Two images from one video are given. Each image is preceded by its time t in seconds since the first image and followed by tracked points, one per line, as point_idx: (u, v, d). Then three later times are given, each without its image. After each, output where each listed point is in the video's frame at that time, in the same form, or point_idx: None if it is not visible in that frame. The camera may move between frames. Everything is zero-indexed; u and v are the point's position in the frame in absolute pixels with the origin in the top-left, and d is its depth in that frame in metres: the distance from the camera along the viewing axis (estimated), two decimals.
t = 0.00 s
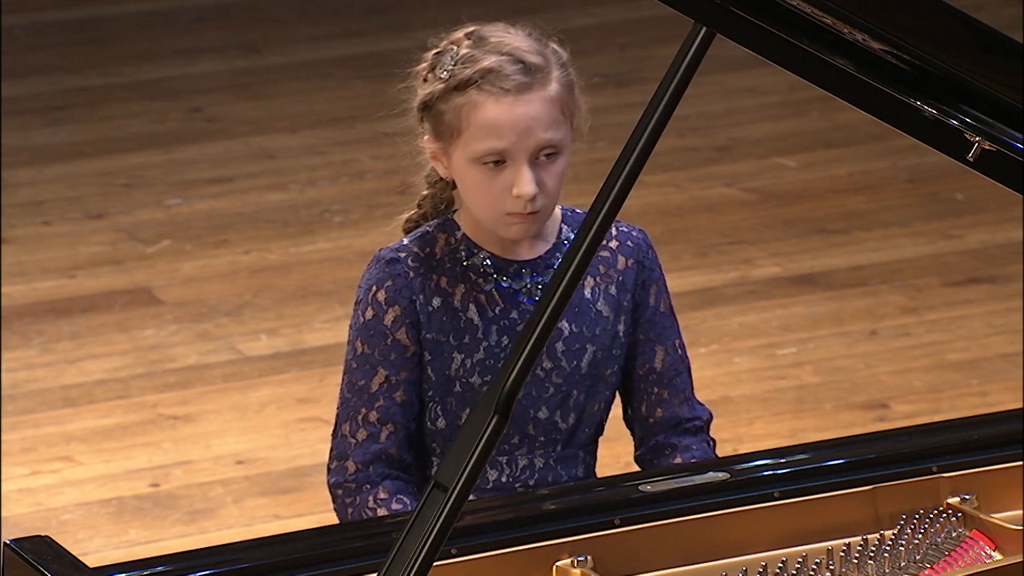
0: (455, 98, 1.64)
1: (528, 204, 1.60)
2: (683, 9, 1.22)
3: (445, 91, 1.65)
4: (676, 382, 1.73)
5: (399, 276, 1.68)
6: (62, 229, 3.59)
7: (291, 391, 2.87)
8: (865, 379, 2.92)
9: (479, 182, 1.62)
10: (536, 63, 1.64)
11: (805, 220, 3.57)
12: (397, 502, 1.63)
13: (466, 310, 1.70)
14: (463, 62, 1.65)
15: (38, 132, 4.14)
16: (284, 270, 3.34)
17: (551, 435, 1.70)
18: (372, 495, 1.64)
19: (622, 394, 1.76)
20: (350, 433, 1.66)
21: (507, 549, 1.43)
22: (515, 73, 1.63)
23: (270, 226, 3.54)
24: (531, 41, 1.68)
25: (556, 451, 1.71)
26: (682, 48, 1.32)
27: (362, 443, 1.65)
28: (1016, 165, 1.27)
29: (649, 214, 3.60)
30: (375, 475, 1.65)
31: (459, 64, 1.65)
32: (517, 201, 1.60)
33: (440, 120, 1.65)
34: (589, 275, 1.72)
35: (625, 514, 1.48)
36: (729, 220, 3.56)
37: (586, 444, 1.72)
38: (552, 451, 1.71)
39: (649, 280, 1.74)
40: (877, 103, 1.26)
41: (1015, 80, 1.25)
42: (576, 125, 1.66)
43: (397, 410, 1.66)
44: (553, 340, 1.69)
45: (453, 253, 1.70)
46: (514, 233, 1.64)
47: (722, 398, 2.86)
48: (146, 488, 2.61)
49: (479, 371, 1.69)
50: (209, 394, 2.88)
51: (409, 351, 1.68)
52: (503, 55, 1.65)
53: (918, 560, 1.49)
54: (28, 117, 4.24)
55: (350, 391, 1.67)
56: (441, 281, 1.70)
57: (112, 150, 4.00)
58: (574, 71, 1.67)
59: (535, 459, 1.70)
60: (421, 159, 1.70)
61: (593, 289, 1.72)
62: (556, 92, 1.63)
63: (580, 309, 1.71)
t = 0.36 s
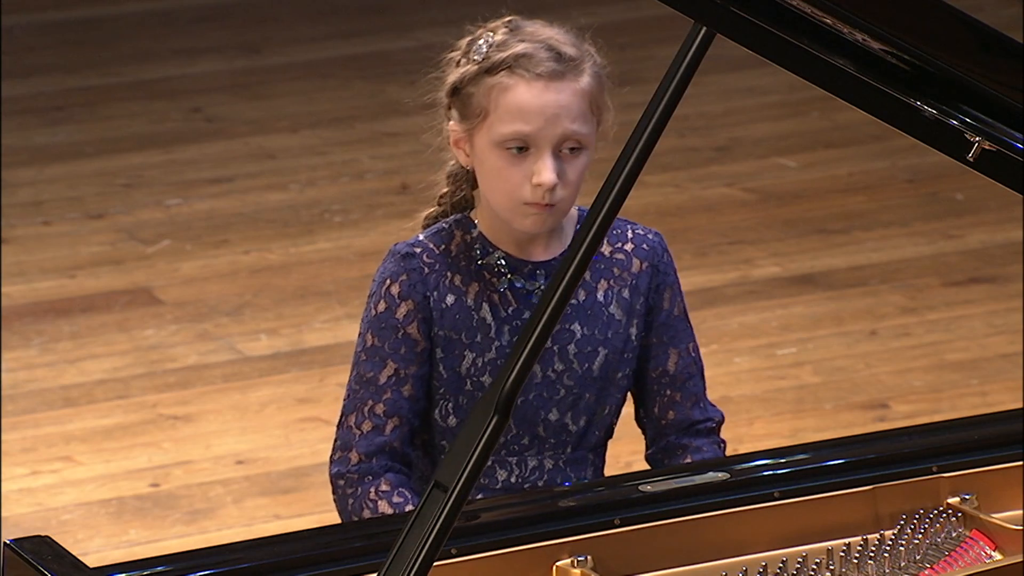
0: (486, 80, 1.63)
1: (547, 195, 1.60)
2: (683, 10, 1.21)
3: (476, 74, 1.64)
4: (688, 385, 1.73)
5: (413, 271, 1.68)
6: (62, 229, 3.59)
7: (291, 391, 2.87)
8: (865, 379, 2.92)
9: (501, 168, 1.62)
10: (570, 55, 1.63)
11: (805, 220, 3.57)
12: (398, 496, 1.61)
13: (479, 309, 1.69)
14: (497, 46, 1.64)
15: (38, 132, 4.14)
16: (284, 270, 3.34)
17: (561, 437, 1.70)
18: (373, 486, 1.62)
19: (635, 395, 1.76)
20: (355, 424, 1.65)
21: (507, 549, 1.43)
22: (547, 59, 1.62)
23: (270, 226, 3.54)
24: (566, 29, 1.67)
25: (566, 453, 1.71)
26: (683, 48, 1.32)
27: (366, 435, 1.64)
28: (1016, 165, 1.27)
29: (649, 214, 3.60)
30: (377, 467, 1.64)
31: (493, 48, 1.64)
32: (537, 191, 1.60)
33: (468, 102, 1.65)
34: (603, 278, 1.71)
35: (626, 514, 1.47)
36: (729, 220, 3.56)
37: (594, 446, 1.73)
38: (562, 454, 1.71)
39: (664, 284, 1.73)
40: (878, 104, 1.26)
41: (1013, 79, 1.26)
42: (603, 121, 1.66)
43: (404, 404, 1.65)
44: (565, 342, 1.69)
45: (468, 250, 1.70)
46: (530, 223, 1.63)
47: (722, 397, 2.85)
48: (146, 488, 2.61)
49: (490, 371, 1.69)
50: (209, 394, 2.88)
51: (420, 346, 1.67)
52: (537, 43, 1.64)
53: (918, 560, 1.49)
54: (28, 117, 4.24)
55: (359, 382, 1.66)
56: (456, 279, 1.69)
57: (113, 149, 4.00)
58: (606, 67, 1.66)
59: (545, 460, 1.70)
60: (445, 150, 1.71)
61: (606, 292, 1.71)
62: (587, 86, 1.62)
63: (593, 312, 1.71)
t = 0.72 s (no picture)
0: (506, 69, 1.63)
1: (563, 183, 1.58)
2: (684, 10, 1.21)
3: (496, 64, 1.65)
4: (700, 380, 1.73)
5: (426, 265, 1.67)
6: (62, 229, 3.59)
7: (291, 391, 2.88)
8: (865, 379, 2.92)
9: (518, 156, 1.60)
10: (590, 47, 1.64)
11: (804, 220, 3.57)
12: (409, 490, 1.61)
13: (492, 304, 1.69)
14: (518, 38, 1.65)
15: (39, 132, 4.14)
16: (284, 270, 3.34)
17: (571, 434, 1.70)
18: (383, 481, 1.62)
19: (647, 391, 1.76)
20: (367, 418, 1.64)
21: (507, 549, 1.43)
22: (569, 49, 1.63)
23: (270, 226, 3.54)
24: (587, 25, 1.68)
25: (576, 448, 1.71)
26: (682, 48, 1.32)
27: (378, 429, 1.64)
28: (1016, 165, 1.27)
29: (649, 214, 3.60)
30: (389, 461, 1.63)
31: (514, 40, 1.65)
32: (553, 179, 1.58)
33: (488, 92, 1.65)
34: (613, 275, 1.71)
35: (625, 513, 1.47)
36: (729, 220, 3.56)
37: (605, 442, 1.73)
38: (572, 450, 1.71)
39: (674, 278, 1.73)
40: (877, 104, 1.26)
41: (1014, 79, 1.26)
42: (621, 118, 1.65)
43: (416, 398, 1.65)
44: (576, 339, 1.69)
45: (482, 245, 1.69)
46: (544, 217, 1.61)
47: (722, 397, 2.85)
48: (146, 488, 2.61)
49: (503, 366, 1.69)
50: (209, 394, 2.88)
51: (432, 340, 1.67)
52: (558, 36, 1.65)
53: (918, 560, 1.49)
54: (28, 117, 4.24)
55: (371, 376, 1.65)
56: (468, 274, 1.68)
57: (113, 149, 4.00)
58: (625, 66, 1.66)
59: (555, 456, 1.70)
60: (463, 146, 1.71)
61: (616, 288, 1.71)
62: (607, 78, 1.62)
63: (603, 308, 1.71)
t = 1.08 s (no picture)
0: (523, 66, 1.63)
1: (578, 181, 1.58)
2: (682, 10, 1.21)
3: (512, 61, 1.64)
4: (705, 381, 1.72)
5: (437, 266, 1.67)
6: (62, 229, 3.59)
7: (292, 391, 2.88)
8: (865, 379, 2.92)
9: (533, 154, 1.61)
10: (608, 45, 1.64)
11: (804, 220, 3.57)
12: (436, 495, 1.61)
13: (502, 303, 1.68)
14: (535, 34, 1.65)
15: (39, 132, 4.14)
16: (284, 270, 3.34)
17: (580, 432, 1.70)
18: (410, 488, 1.61)
19: (651, 391, 1.76)
20: (389, 426, 1.64)
21: (506, 549, 1.43)
22: (586, 48, 1.63)
23: (270, 226, 3.54)
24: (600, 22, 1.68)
25: (585, 447, 1.71)
26: (682, 48, 1.32)
27: (400, 435, 1.63)
28: (1016, 164, 1.26)
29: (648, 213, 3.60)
30: (414, 468, 1.62)
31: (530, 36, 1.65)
32: (569, 176, 1.59)
33: (503, 88, 1.65)
34: (621, 273, 1.71)
35: (625, 514, 1.47)
36: (729, 220, 3.56)
37: (613, 441, 1.72)
38: (581, 448, 1.71)
39: (682, 276, 1.73)
40: (877, 102, 1.26)
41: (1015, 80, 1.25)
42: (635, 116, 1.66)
43: (435, 401, 1.64)
44: (585, 338, 1.69)
45: (491, 245, 1.69)
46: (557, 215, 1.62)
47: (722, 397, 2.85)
48: (146, 488, 2.61)
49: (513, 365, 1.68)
50: (209, 394, 2.88)
51: (446, 342, 1.66)
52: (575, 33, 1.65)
53: (918, 560, 1.49)
54: (28, 117, 4.24)
55: (389, 383, 1.65)
56: (478, 274, 1.68)
57: (113, 149, 4.00)
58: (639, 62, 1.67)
59: (563, 455, 1.70)
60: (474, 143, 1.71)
61: (625, 287, 1.71)
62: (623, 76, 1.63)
63: (612, 307, 1.71)
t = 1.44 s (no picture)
0: (546, 80, 1.63)
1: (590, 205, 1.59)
2: (681, 10, 1.21)
3: (536, 73, 1.64)
4: (712, 380, 1.71)
5: (444, 262, 1.68)
6: (62, 229, 3.59)
7: (291, 391, 2.88)
8: (865, 379, 2.92)
9: (548, 171, 1.61)
10: (633, 68, 1.62)
11: (804, 220, 3.57)
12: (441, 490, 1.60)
13: (511, 298, 1.69)
14: (561, 49, 1.64)
15: (38, 131, 4.14)
16: (284, 270, 3.34)
17: (590, 428, 1.70)
18: (415, 483, 1.61)
19: (661, 390, 1.75)
20: (395, 420, 1.64)
21: (507, 549, 1.43)
22: (611, 70, 1.61)
23: (271, 225, 3.54)
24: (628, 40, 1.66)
25: (595, 443, 1.71)
26: (682, 47, 1.31)
27: (406, 430, 1.63)
28: (1017, 165, 1.26)
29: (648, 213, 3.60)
30: (420, 464, 1.62)
31: (557, 50, 1.64)
32: (581, 199, 1.59)
33: (524, 98, 1.64)
34: (632, 270, 1.71)
35: (625, 513, 1.47)
36: (729, 220, 3.56)
37: (624, 438, 1.72)
38: (591, 444, 1.71)
39: (692, 273, 1.73)
40: (877, 103, 1.25)
41: (1016, 81, 1.25)
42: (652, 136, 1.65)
43: (442, 396, 1.64)
44: (594, 334, 1.70)
45: (500, 241, 1.70)
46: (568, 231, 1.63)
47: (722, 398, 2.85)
48: (146, 488, 2.61)
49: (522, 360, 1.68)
50: (209, 394, 2.88)
51: (453, 337, 1.66)
52: (602, 52, 1.63)
53: (918, 560, 1.49)
54: (27, 117, 4.24)
55: (395, 377, 1.65)
56: (486, 269, 1.69)
57: (113, 149, 4.00)
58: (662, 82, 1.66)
59: (573, 451, 1.70)
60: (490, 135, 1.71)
61: (635, 283, 1.71)
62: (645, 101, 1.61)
63: (622, 303, 1.71)
